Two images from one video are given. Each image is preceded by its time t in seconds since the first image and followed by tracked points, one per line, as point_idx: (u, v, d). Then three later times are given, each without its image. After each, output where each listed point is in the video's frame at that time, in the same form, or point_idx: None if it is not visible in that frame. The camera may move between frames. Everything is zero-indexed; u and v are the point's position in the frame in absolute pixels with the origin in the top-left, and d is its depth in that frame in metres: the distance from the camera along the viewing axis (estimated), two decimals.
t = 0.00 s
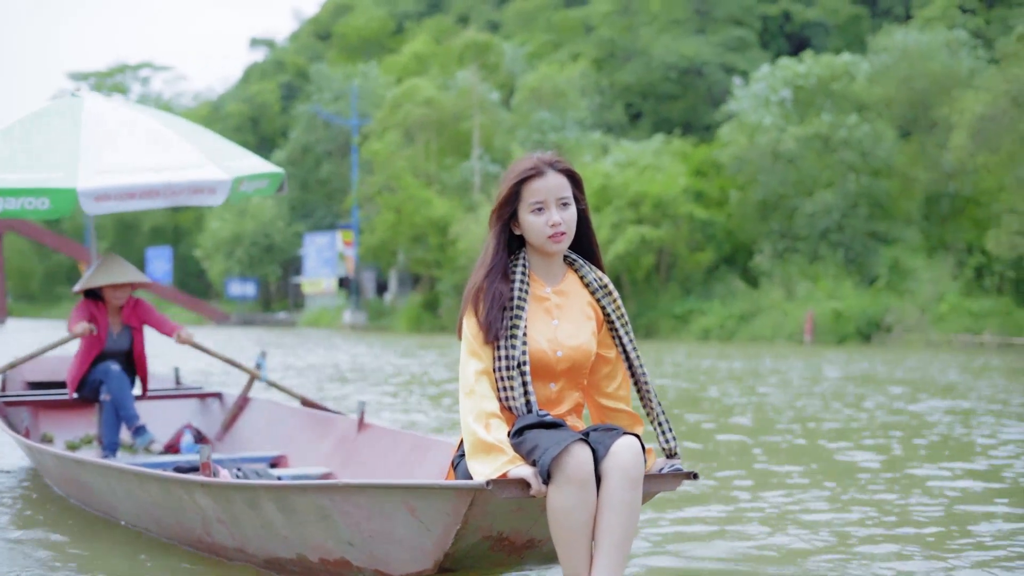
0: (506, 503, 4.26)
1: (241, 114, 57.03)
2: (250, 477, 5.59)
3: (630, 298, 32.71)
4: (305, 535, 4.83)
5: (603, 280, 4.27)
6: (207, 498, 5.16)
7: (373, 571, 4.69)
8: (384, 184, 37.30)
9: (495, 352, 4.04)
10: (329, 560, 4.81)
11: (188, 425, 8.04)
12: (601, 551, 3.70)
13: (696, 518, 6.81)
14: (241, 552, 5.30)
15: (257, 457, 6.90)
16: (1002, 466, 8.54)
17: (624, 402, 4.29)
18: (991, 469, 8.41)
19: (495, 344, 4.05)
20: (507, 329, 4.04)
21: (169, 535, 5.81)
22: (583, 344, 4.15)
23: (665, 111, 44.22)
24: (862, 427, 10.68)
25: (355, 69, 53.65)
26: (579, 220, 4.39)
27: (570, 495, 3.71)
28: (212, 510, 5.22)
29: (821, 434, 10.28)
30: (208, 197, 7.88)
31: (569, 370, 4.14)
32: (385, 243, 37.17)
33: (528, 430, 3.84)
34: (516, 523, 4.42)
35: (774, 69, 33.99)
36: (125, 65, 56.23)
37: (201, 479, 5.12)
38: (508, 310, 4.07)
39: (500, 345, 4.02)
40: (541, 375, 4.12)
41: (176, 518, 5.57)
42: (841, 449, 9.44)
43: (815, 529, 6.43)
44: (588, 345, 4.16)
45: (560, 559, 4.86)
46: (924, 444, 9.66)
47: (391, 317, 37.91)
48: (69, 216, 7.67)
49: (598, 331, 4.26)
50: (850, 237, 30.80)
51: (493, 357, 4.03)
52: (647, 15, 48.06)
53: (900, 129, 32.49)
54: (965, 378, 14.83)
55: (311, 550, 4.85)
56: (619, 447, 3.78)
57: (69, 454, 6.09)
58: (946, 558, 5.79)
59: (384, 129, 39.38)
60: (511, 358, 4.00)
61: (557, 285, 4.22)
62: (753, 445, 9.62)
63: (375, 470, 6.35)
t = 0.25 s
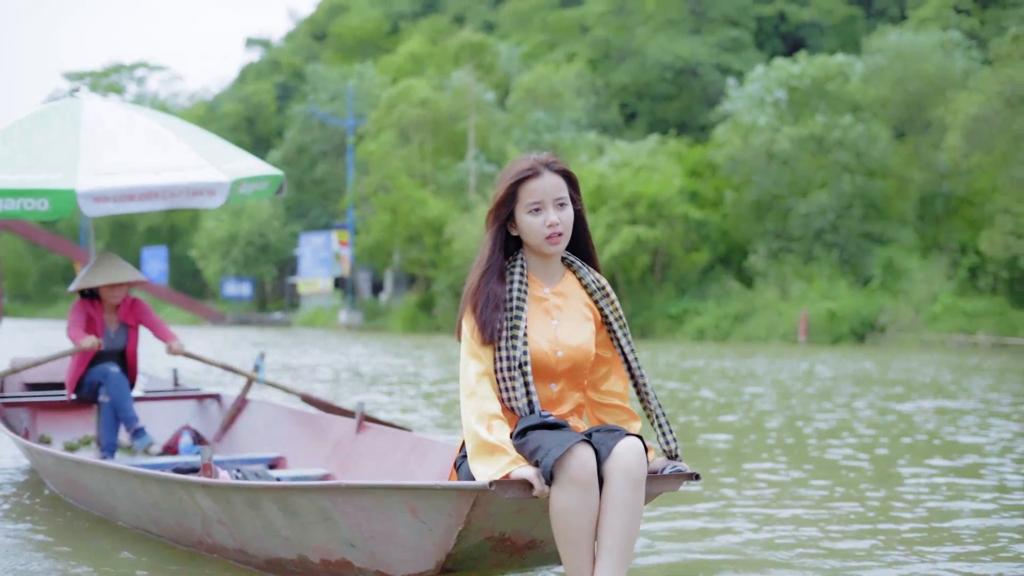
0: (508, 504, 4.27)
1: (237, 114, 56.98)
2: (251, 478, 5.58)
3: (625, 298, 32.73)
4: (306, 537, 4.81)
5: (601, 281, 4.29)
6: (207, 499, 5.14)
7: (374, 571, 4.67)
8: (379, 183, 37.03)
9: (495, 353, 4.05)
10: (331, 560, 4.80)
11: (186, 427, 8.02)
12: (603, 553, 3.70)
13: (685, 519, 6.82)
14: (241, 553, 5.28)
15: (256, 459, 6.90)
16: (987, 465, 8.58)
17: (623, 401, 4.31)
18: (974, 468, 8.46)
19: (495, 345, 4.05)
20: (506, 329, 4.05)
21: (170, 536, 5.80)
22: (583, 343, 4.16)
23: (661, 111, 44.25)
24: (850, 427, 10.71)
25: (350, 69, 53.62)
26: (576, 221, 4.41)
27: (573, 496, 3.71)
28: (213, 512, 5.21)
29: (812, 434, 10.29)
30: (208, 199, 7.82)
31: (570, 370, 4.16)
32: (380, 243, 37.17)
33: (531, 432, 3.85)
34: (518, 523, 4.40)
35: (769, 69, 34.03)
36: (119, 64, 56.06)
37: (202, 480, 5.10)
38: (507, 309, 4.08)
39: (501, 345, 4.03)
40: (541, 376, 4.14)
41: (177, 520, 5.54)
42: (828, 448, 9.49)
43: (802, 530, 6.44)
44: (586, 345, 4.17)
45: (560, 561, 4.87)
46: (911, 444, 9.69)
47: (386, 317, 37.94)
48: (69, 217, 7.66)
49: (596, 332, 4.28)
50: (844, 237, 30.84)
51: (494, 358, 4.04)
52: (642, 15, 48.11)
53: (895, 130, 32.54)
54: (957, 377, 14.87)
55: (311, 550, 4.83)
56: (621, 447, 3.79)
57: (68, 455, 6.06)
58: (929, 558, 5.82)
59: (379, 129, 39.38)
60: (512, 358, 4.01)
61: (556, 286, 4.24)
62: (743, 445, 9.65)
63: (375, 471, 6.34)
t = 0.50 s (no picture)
0: (511, 504, 4.18)
1: (232, 114, 56.97)
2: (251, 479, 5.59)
3: (620, 298, 32.75)
4: (307, 537, 4.81)
5: (599, 280, 4.28)
6: (209, 500, 5.15)
7: (376, 571, 4.65)
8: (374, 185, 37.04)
9: (497, 353, 4.02)
10: (333, 561, 4.79)
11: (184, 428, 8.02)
12: (607, 554, 3.68)
13: (674, 519, 6.86)
14: (242, 554, 5.28)
15: (255, 460, 6.92)
16: (972, 464, 8.64)
17: (624, 403, 4.30)
18: (961, 467, 8.53)
19: (496, 345, 4.02)
20: (508, 330, 4.02)
21: (170, 537, 5.80)
22: (584, 343, 4.14)
23: (655, 112, 44.31)
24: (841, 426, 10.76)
25: (345, 69, 53.64)
26: (574, 221, 4.40)
27: (576, 496, 3.69)
28: (214, 513, 5.21)
29: (802, 433, 10.35)
30: (208, 201, 7.81)
31: (571, 369, 4.14)
32: (375, 244, 37.17)
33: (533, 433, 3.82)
34: (518, 523, 4.32)
35: (762, 70, 34.09)
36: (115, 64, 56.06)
37: (204, 481, 5.12)
38: (508, 308, 4.05)
39: (503, 345, 4.00)
40: (543, 376, 4.11)
41: (178, 520, 5.55)
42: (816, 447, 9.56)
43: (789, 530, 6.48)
44: (588, 345, 4.16)
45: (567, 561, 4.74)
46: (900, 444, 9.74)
47: (382, 317, 37.97)
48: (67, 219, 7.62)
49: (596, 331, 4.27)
50: (838, 238, 30.88)
51: (496, 358, 4.01)
52: (637, 15, 48.20)
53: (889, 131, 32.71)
54: (950, 378, 14.92)
55: (313, 551, 4.83)
56: (624, 448, 3.77)
57: (69, 456, 6.05)
58: (912, 557, 5.85)
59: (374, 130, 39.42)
60: (514, 358, 3.98)
61: (555, 286, 4.22)
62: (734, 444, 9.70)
63: (374, 471, 6.37)
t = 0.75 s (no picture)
0: (515, 503, 4.18)
1: (229, 114, 56.96)
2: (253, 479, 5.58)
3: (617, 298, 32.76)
4: (310, 538, 4.81)
5: (601, 279, 4.27)
6: (211, 499, 5.13)
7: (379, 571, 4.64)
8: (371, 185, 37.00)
9: (502, 353, 4.01)
10: (335, 561, 4.79)
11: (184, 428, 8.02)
12: (610, 554, 3.66)
13: (660, 515, 6.91)
14: (244, 554, 5.26)
15: (255, 460, 6.94)
16: (962, 463, 8.69)
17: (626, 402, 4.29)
18: (947, 465, 8.60)
19: (500, 344, 4.01)
20: (512, 330, 4.01)
21: (171, 537, 5.78)
22: (587, 342, 4.13)
23: (653, 112, 44.31)
24: (837, 425, 10.80)
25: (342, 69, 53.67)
26: (575, 221, 4.39)
27: (582, 496, 3.67)
28: (217, 513, 5.19)
29: (795, 432, 10.39)
30: (208, 201, 7.79)
31: (574, 368, 4.13)
32: (372, 244, 37.14)
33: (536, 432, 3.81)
34: (523, 522, 4.33)
35: (758, 70, 34.15)
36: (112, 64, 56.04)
37: (207, 481, 5.11)
38: (512, 308, 4.04)
39: (507, 345, 4.00)
40: (547, 375, 4.11)
41: (179, 520, 5.53)
42: (807, 446, 9.63)
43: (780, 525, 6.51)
44: (592, 343, 4.15)
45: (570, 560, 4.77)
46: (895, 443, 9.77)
47: (379, 317, 38.00)
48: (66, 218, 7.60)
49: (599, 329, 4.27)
50: (834, 238, 30.88)
51: (501, 358, 4.01)
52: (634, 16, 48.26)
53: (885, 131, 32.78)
54: (948, 378, 14.92)
55: (315, 551, 4.83)
56: (628, 447, 3.75)
57: (70, 456, 6.04)
58: (899, 550, 5.92)
59: (371, 130, 39.47)
60: (519, 357, 3.98)
61: (558, 286, 4.20)
62: (729, 443, 9.75)
63: (374, 471, 6.37)
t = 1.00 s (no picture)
0: (522, 503, 4.16)
1: (229, 114, 56.98)
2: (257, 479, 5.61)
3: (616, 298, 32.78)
4: (315, 537, 4.83)
5: (607, 280, 4.18)
6: (215, 499, 5.16)
7: (384, 571, 4.65)
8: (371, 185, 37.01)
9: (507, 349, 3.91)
10: (340, 560, 4.79)
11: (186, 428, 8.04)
12: (618, 555, 3.57)
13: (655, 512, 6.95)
14: (248, 554, 5.28)
15: (257, 460, 6.97)
16: (954, 461, 8.73)
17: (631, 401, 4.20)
18: (944, 464, 8.63)
19: (504, 341, 3.92)
20: (518, 327, 3.92)
21: (175, 538, 5.79)
22: (591, 341, 4.06)
23: (651, 112, 44.35)
24: (833, 425, 10.83)
25: (341, 70, 53.72)
26: (579, 221, 4.32)
27: (589, 497, 3.58)
28: (221, 513, 5.22)
29: (790, 431, 10.45)
30: (209, 201, 7.76)
31: (579, 367, 4.05)
32: (370, 244, 37.15)
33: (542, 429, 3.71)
34: (530, 523, 4.30)
35: (756, 71, 34.21)
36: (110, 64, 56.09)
37: (211, 481, 5.14)
38: (518, 306, 3.96)
39: (513, 342, 3.90)
40: (552, 373, 4.03)
41: (183, 520, 5.56)
42: (799, 445, 9.69)
43: (772, 521, 6.55)
44: (595, 342, 4.07)
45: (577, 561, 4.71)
46: (889, 442, 9.80)
47: (377, 317, 38.03)
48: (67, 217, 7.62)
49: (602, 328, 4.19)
50: (833, 238, 30.88)
51: (506, 354, 3.90)
52: (632, 16, 48.31)
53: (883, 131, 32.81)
54: (945, 377, 14.96)
55: (321, 551, 4.84)
56: (635, 448, 3.64)
57: (73, 456, 6.06)
58: (890, 545, 5.97)
59: (369, 130, 39.52)
60: (523, 354, 3.89)
61: (561, 286, 4.13)
62: (726, 442, 9.79)
63: (376, 470, 6.40)
